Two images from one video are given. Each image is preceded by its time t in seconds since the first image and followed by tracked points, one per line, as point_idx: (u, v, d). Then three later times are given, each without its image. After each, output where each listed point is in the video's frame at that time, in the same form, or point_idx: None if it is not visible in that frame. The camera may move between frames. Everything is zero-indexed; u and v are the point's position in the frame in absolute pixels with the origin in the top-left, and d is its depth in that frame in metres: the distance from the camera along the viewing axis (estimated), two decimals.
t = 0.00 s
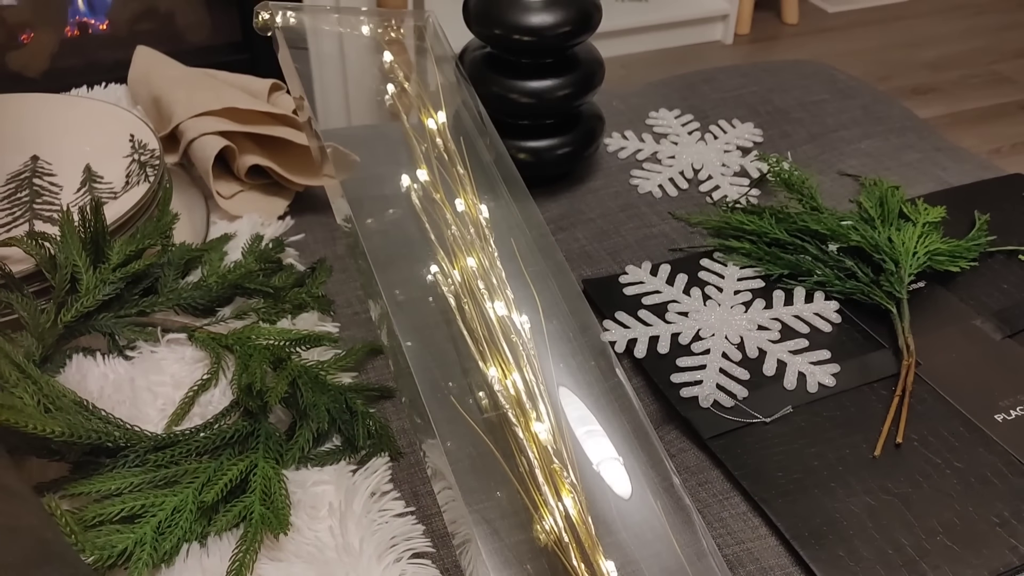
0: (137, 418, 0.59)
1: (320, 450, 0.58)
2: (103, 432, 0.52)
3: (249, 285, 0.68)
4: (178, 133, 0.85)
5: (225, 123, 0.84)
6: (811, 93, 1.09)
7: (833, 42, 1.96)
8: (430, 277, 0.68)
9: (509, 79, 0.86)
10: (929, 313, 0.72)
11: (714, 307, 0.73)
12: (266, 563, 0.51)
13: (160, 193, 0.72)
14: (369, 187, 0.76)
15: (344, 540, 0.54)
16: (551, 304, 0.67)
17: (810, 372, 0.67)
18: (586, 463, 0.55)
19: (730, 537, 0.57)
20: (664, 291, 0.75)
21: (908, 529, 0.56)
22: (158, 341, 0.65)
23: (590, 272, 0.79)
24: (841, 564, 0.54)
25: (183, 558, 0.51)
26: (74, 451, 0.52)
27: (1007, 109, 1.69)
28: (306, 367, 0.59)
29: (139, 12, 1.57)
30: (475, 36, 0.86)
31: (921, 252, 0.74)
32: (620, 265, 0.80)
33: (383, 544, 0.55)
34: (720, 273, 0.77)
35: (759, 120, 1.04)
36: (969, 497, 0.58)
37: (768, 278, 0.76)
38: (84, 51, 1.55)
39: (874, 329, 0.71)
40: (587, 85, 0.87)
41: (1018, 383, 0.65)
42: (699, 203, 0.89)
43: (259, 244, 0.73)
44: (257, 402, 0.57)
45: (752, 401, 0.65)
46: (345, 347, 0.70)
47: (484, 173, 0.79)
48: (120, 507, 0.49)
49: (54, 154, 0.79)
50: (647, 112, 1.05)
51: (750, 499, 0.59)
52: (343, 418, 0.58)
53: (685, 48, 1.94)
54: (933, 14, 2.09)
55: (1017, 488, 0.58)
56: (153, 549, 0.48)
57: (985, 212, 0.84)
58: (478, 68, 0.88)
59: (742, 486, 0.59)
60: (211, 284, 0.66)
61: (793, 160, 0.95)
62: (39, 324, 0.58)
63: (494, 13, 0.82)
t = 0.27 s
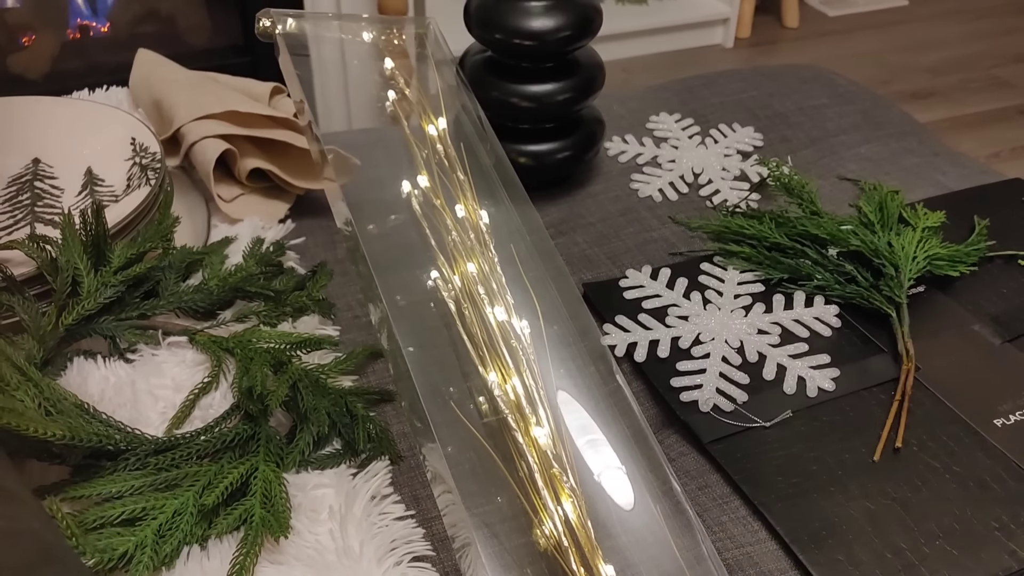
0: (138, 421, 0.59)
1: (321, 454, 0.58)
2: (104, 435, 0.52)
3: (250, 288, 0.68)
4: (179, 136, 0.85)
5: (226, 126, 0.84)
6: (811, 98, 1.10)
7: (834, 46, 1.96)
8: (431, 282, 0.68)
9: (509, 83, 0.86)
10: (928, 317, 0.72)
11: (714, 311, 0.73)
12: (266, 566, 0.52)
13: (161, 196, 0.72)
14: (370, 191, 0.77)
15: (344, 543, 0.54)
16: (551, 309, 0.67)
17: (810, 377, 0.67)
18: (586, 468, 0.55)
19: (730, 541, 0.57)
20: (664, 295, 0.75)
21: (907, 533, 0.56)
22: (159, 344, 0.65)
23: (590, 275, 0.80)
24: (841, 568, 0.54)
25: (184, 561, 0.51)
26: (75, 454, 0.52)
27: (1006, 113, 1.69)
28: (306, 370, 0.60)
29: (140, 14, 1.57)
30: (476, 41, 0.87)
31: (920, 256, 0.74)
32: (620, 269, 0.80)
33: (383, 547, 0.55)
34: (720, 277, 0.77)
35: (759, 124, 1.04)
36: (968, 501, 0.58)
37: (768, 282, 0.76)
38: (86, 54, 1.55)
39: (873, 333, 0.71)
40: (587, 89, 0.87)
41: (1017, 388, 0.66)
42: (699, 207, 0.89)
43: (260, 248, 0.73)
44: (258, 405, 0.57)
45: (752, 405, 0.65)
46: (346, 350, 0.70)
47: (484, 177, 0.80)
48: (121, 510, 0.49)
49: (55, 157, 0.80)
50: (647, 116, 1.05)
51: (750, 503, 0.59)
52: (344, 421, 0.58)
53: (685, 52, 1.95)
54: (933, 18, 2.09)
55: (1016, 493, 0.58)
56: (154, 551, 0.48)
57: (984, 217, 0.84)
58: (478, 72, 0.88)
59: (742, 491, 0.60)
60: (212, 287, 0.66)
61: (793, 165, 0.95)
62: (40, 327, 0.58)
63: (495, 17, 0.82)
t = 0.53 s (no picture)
0: (139, 422, 0.59)
1: (321, 454, 0.58)
2: (104, 435, 0.52)
3: (251, 289, 0.68)
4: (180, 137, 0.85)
5: (227, 127, 0.84)
6: (812, 100, 1.10)
7: (834, 48, 1.97)
8: (431, 286, 0.67)
9: (510, 84, 0.86)
10: (929, 319, 0.72)
11: (715, 313, 0.73)
12: (267, 566, 0.52)
13: (162, 198, 0.72)
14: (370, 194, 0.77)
15: (345, 544, 0.54)
16: (551, 310, 0.67)
17: (810, 378, 0.67)
18: (586, 470, 0.56)
19: (730, 542, 0.57)
20: (665, 296, 0.75)
21: (908, 535, 0.56)
22: (160, 345, 0.65)
23: (591, 277, 0.80)
24: (841, 569, 0.54)
25: (185, 562, 0.51)
26: (76, 455, 0.52)
27: (1007, 115, 1.69)
28: (307, 371, 0.60)
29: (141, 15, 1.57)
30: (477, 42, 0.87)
31: (921, 258, 0.74)
32: (621, 271, 0.80)
33: (384, 547, 0.55)
34: (720, 278, 0.77)
35: (759, 126, 1.04)
36: (968, 503, 0.58)
37: (769, 284, 0.77)
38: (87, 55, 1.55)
39: (874, 335, 0.71)
40: (588, 91, 0.87)
41: (1017, 389, 0.66)
42: (700, 209, 0.89)
43: (261, 249, 0.73)
44: (258, 406, 0.57)
45: (752, 407, 0.65)
46: (346, 351, 0.70)
47: (485, 179, 0.80)
48: (122, 510, 0.49)
49: (56, 158, 0.80)
50: (648, 117, 1.05)
51: (750, 504, 0.59)
52: (344, 422, 0.58)
53: (686, 54, 1.95)
54: (934, 21, 2.09)
55: (1016, 495, 0.58)
56: (154, 552, 0.48)
57: (985, 219, 0.84)
58: (479, 74, 0.88)
59: (742, 492, 0.60)
60: (212, 288, 0.67)
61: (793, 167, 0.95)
62: (41, 328, 0.58)
63: (495, 19, 0.83)
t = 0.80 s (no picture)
0: (140, 424, 0.60)
1: (321, 457, 0.58)
2: (106, 437, 0.53)
3: (252, 291, 0.68)
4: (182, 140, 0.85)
5: (229, 130, 0.85)
6: (812, 103, 1.10)
7: (834, 51, 1.97)
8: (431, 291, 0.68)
9: (510, 88, 0.86)
10: (928, 323, 0.72)
11: (714, 316, 0.73)
12: (267, 568, 0.52)
13: (164, 200, 0.73)
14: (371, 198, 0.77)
15: (345, 546, 0.54)
16: (551, 314, 0.68)
17: (809, 381, 0.67)
18: (585, 473, 0.56)
19: (729, 545, 0.57)
20: (664, 299, 0.75)
21: (906, 538, 0.56)
22: (161, 347, 0.65)
23: (590, 280, 0.80)
24: (840, 571, 0.54)
25: (186, 563, 0.51)
26: (78, 457, 0.52)
27: (1007, 118, 1.70)
28: (308, 374, 0.60)
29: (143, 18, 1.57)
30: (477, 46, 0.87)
31: (920, 261, 0.74)
32: (621, 274, 0.81)
33: (384, 549, 0.55)
34: (720, 281, 0.77)
35: (759, 129, 1.04)
36: (967, 506, 0.58)
37: (768, 287, 0.77)
38: (88, 57, 1.55)
39: (873, 338, 0.71)
40: (588, 94, 0.88)
41: (1016, 392, 0.66)
42: (699, 212, 0.89)
43: (262, 251, 0.73)
44: (259, 408, 0.57)
45: (751, 410, 0.65)
46: (347, 354, 0.70)
47: (485, 183, 0.80)
48: (123, 512, 0.49)
49: (58, 160, 0.80)
50: (648, 120, 1.06)
51: (749, 507, 0.59)
52: (345, 424, 0.59)
53: (687, 56, 1.95)
54: (934, 23, 2.10)
55: (1014, 498, 0.59)
56: (156, 554, 0.48)
57: (984, 222, 0.84)
58: (479, 77, 0.88)
59: (741, 494, 0.60)
60: (214, 290, 0.67)
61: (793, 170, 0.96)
62: (43, 330, 0.58)
63: (496, 23, 0.83)
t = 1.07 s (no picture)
0: (140, 425, 0.60)
1: (322, 458, 0.59)
2: (107, 438, 0.53)
3: (252, 293, 0.69)
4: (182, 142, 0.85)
5: (229, 133, 0.85)
6: (811, 105, 1.10)
7: (834, 52, 1.97)
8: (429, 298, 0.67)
9: (510, 90, 0.86)
10: (927, 324, 0.73)
11: (713, 318, 0.73)
12: (268, 569, 0.52)
13: (164, 202, 0.73)
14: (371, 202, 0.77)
15: (345, 547, 0.54)
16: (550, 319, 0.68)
17: (808, 383, 0.67)
18: (584, 476, 0.56)
19: (728, 546, 0.57)
20: (663, 301, 0.75)
21: (905, 540, 0.56)
22: (162, 349, 0.65)
23: (590, 281, 0.80)
24: (839, 572, 0.54)
25: (186, 564, 0.51)
26: (79, 458, 0.52)
27: (1006, 120, 1.70)
28: (308, 375, 0.60)
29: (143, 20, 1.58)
30: (477, 48, 0.87)
31: (918, 263, 0.74)
32: (620, 275, 0.81)
33: (384, 550, 0.55)
34: (719, 283, 0.77)
35: (759, 131, 1.05)
36: (965, 507, 0.58)
37: (767, 289, 0.77)
38: (89, 59, 1.55)
39: (872, 339, 0.72)
40: (587, 97, 0.88)
41: (1014, 394, 0.66)
42: (699, 214, 0.90)
43: (262, 253, 0.73)
44: (260, 409, 0.57)
45: (750, 411, 0.65)
46: (347, 356, 0.70)
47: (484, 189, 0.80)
48: (124, 513, 0.50)
49: (58, 162, 0.80)
50: (647, 122, 1.06)
51: (748, 508, 0.59)
52: (345, 426, 0.59)
53: (686, 58, 1.95)
54: (933, 25, 2.10)
55: (1013, 499, 0.59)
56: (156, 555, 0.48)
57: (982, 224, 0.84)
58: (479, 79, 0.89)
59: (740, 496, 0.60)
60: (214, 292, 0.67)
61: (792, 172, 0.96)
62: (44, 331, 0.59)
63: (496, 25, 0.83)
